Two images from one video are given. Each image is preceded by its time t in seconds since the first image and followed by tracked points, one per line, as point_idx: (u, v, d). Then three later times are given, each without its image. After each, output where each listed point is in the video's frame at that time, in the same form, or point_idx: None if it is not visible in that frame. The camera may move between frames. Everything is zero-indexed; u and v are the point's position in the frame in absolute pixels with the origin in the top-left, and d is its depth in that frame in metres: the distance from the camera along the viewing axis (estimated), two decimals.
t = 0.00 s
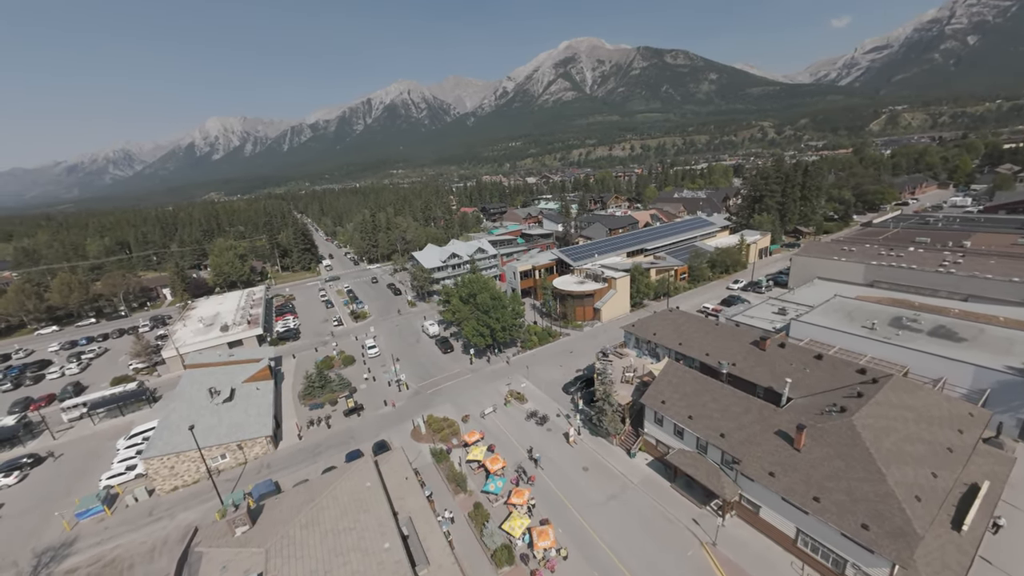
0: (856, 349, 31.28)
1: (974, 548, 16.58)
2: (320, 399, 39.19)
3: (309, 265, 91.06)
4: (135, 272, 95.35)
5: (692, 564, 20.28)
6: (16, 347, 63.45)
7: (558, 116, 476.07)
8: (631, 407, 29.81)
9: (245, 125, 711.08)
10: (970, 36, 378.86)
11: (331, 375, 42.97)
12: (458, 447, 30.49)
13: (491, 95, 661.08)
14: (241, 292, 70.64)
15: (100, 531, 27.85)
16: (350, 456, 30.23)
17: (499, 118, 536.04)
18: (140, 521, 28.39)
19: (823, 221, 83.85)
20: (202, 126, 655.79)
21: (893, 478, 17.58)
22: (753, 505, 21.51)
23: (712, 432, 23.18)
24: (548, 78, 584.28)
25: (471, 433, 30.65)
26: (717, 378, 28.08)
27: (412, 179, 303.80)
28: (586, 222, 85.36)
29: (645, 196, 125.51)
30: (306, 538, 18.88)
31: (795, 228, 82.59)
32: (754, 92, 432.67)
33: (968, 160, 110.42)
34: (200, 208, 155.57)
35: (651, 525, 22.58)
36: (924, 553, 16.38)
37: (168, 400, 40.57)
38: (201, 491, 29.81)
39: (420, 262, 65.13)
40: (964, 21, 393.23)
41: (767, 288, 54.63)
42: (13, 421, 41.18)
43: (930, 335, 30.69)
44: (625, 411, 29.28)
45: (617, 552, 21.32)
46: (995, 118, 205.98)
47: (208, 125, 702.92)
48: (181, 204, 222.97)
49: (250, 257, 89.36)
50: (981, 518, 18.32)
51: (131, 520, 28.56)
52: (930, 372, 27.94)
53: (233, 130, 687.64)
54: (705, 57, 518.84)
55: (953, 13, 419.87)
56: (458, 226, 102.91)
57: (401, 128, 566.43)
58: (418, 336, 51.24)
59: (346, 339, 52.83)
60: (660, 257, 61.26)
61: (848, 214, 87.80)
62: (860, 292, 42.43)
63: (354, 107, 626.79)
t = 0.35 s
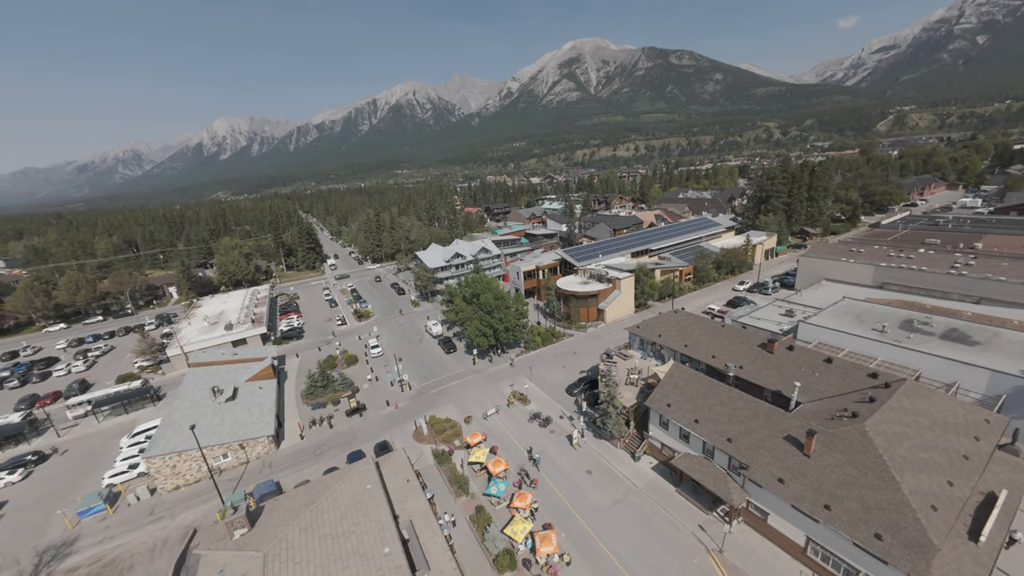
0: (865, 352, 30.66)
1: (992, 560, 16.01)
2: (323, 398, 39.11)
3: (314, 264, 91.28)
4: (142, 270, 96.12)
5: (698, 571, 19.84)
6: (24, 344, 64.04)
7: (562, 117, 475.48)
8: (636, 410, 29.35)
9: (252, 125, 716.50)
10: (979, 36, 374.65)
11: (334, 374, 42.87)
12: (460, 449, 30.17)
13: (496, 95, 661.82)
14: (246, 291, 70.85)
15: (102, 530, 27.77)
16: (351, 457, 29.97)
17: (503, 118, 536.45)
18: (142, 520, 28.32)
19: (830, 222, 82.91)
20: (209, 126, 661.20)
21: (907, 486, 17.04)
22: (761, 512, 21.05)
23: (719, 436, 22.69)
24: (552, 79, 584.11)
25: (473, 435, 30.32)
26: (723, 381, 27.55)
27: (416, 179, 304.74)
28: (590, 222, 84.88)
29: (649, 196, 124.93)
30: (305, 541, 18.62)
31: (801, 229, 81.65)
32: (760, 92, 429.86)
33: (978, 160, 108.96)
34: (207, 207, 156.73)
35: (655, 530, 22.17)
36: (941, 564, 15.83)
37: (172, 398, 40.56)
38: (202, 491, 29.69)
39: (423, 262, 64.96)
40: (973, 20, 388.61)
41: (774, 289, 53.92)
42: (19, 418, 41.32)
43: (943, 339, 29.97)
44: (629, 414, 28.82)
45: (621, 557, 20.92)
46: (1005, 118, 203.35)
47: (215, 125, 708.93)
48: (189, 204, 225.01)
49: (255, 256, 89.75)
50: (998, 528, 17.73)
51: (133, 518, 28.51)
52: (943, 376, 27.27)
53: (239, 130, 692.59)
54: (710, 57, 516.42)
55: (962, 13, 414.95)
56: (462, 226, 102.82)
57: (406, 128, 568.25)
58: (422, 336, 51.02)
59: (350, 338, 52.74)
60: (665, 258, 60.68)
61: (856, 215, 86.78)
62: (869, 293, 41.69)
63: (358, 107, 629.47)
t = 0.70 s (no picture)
0: (875, 355, 30.06)
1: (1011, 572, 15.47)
2: (325, 398, 38.92)
3: (317, 263, 91.34)
4: (149, 268, 96.60)
5: None
6: (31, 342, 64.42)
7: (566, 117, 474.43)
8: (641, 412, 28.89)
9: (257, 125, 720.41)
10: (988, 36, 370.53)
11: (337, 374, 42.70)
12: (462, 450, 29.86)
13: (499, 95, 662.15)
14: (250, 290, 70.96)
15: (103, 529, 27.67)
16: (352, 457, 29.74)
17: (507, 118, 536.21)
18: (143, 520, 28.20)
19: (836, 222, 81.98)
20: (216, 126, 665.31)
21: (922, 495, 16.53)
22: (769, 519, 20.56)
23: (726, 440, 22.21)
24: (556, 79, 583.03)
25: (475, 436, 30.02)
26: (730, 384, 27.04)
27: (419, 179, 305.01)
28: (594, 222, 84.36)
29: (654, 196, 124.21)
30: (304, 545, 18.37)
31: (807, 230, 80.68)
32: (766, 92, 426.78)
33: (987, 160, 107.51)
34: (212, 207, 157.46)
35: (660, 535, 21.73)
36: None
37: (175, 396, 40.51)
38: (203, 491, 29.54)
39: (427, 262, 64.76)
40: (982, 19, 383.96)
41: (780, 290, 53.26)
42: (24, 416, 41.43)
43: (955, 342, 29.29)
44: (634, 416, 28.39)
45: (625, 563, 20.52)
46: (1014, 118, 200.68)
47: (221, 125, 712.93)
48: (194, 203, 226.19)
49: (259, 255, 89.92)
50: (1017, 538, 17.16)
51: (134, 518, 28.41)
52: (956, 381, 26.65)
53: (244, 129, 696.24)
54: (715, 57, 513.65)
55: (970, 12, 410.32)
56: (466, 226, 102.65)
57: (410, 128, 569.37)
58: (425, 335, 50.75)
59: (352, 338, 52.56)
60: (670, 258, 60.08)
61: (863, 215, 85.79)
62: (878, 295, 40.99)
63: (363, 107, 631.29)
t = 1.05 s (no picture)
0: (884, 358, 29.47)
1: None
2: (327, 398, 38.73)
3: (321, 262, 91.45)
4: (155, 267, 97.18)
5: None
6: (38, 339, 64.87)
7: (570, 117, 473.49)
8: (645, 415, 28.44)
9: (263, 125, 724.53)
10: (997, 35, 366.38)
11: (339, 373, 42.51)
12: (464, 452, 29.54)
13: (503, 95, 662.35)
14: (254, 288, 71.10)
15: (104, 529, 27.58)
16: (353, 458, 29.50)
17: (510, 118, 535.96)
18: (143, 519, 28.08)
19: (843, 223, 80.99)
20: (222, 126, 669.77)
21: (937, 504, 16.01)
22: (778, 526, 20.09)
23: (733, 445, 21.75)
24: (560, 79, 582.24)
25: (477, 438, 29.70)
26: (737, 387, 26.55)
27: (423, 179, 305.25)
28: (598, 222, 83.84)
29: (658, 196, 123.39)
30: (302, 549, 18.12)
31: (814, 230, 79.68)
32: (771, 92, 423.76)
33: (997, 160, 105.97)
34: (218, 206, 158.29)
35: (664, 541, 21.32)
36: None
37: (178, 395, 40.49)
38: (204, 490, 29.41)
39: (430, 261, 64.56)
40: (991, 18, 379.53)
41: (786, 291, 52.54)
42: (28, 414, 41.53)
43: (968, 345, 28.62)
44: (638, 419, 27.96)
45: (628, 569, 20.14)
46: None
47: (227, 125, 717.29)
48: (200, 203, 227.57)
49: (264, 254, 90.14)
50: None
51: (135, 517, 28.31)
52: (969, 385, 26.02)
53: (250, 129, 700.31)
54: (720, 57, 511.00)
55: (979, 11, 405.57)
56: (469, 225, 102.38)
57: (414, 128, 570.18)
58: (427, 335, 50.52)
59: (355, 337, 52.41)
60: (675, 258, 59.50)
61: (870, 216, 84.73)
62: (887, 297, 40.25)
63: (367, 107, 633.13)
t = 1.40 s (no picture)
0: (894, 360, 28.88)
1: None
2: (329, 397, 38.52)
3: (325, 262, 91.51)
4: (160, 266, 97.69)
5: None
6: (44, 338, 65.27)
7: (574, 117, 472.28)
8: (650, 418, 27.99)
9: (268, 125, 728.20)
10: (1006, 34, 361.58)
11: (341, 373, 42.36)
12: (467, 453, 29.24)
13: (507, 96, 662.08)
14: (258, 288, 71.21)
15: (105, 529, 27.49)
16: (354, 459, 29.28)
17: (514, 119, 535.34)
18: (144, 519, 27.96)
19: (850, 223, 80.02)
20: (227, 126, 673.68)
21: (954, 513, 15.49)
22: (787, 534, 19.61)
23: (741, 449, 21.25)
24: (563, 79, 581.37)
25: (480, 439, 29.40)
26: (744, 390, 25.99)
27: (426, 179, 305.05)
28: (602, 222, 83.31)
29: (662, 196, 122.61)
30: (300, 554, 17.81)
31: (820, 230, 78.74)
32: (776, 92, 420.78)
33: (1006, 160, 104.54)
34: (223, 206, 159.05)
35: (669, 546, 20.92)
36: None
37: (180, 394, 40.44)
38: (205, 491, 29.26)
39: (433, 261, 64.38)
40: (1001, 16, 374.64)
41: (793, 292, 51.80)
42: (32, 412, 41.59)
43: (981, 348, 27.94)
44: (643, 421, 27.49)
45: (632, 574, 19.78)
46: None
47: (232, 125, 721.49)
48: (204, 203, 228.50)
49: (268, 253, 90.30)
50: None
51: (136, 517, 28.21)
52: (983, 389, 25.36)
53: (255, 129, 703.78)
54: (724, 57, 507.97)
55: (988, 9, 400.61)
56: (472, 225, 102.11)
57: (417, 129, 570.89)
58: (429, 335, 50.28)
59: (357, 337, 52.28)
60: (680, 259, 58.90)
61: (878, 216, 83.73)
62: (897, 298, 39.53)
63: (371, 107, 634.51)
